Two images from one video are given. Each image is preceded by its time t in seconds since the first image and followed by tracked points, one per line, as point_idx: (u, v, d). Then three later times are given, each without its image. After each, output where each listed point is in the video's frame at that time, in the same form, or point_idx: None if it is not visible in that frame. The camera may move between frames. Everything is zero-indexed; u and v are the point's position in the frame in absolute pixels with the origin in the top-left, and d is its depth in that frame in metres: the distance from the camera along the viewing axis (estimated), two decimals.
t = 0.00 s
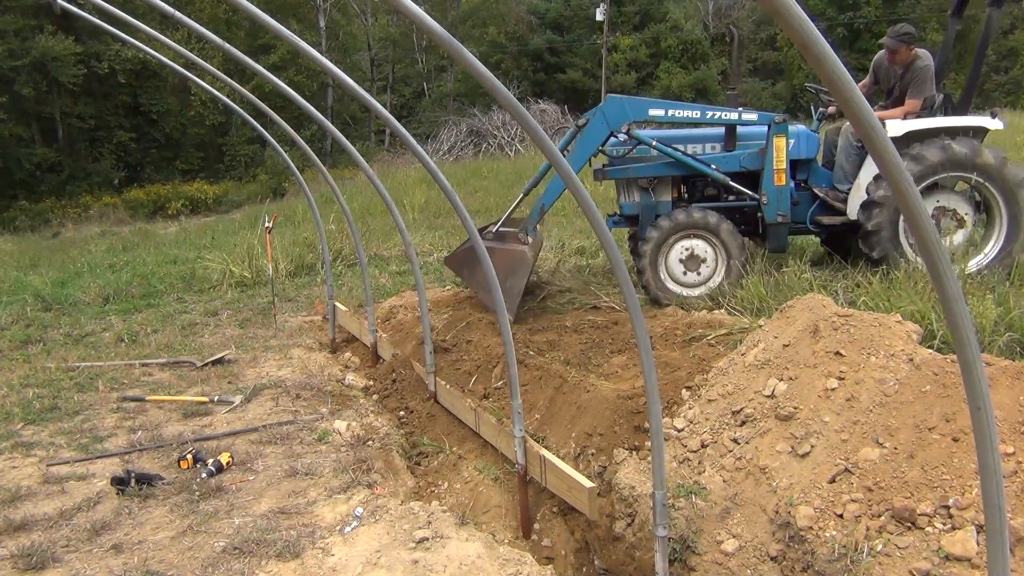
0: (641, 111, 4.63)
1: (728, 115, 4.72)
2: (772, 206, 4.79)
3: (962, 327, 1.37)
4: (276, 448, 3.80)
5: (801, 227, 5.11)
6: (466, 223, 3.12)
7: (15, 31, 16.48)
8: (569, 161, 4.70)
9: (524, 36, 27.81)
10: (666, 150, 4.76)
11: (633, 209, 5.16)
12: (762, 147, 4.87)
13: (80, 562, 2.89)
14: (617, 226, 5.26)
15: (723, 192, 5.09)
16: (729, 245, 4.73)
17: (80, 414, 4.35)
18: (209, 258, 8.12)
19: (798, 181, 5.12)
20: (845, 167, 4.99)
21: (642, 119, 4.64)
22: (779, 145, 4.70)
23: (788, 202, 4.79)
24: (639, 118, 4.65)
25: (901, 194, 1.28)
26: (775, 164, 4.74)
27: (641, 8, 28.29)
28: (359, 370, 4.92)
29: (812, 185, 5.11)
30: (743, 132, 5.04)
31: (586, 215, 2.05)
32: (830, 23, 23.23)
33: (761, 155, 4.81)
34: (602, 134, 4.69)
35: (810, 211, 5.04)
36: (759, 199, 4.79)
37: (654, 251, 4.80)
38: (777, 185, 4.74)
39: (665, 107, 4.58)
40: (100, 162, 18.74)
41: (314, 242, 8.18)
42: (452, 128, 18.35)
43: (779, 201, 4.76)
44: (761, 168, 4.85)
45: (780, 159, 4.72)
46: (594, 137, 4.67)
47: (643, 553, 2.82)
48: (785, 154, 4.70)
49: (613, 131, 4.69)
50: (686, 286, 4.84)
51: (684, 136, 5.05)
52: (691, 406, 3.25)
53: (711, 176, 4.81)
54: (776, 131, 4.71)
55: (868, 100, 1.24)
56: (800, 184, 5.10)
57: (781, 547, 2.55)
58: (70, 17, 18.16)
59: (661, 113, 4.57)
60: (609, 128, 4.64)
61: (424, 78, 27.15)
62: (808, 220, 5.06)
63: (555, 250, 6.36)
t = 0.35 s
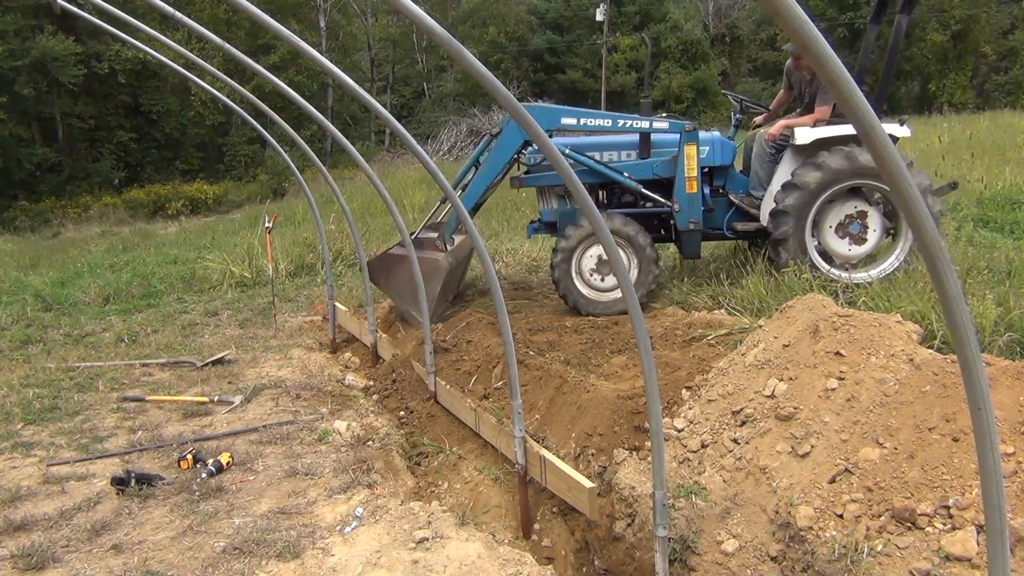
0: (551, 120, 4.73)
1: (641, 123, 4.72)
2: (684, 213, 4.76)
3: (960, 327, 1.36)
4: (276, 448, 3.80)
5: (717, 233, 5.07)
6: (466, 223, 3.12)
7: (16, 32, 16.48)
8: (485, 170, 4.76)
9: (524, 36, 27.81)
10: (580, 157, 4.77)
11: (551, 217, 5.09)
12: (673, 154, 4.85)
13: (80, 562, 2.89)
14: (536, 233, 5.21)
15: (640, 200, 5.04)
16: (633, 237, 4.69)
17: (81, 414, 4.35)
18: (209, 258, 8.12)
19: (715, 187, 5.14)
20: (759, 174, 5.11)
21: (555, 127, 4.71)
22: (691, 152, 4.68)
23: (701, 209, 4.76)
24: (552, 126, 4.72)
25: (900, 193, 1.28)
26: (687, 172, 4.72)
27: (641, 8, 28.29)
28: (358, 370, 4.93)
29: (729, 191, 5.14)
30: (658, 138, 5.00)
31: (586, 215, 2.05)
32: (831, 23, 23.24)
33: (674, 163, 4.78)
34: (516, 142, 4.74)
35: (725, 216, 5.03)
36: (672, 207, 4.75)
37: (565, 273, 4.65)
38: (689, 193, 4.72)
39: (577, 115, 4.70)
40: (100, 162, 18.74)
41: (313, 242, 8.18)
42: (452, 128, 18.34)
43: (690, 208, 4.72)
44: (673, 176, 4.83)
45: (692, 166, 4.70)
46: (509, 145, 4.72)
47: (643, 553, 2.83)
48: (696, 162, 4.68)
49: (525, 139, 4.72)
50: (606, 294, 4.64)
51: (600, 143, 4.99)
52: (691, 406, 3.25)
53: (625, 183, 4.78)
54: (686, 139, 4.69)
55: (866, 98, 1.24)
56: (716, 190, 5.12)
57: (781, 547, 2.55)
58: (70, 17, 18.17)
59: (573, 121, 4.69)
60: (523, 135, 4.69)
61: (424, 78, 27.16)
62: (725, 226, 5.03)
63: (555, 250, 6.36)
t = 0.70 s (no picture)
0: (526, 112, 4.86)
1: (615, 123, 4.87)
2: (658, 216, 4.95)
3: (961, 327, 1.37)
4: (276, 448, 3.80)
5: (693, 234, 5.21)
6: (466, 223, 3.12)
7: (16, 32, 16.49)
8: (455, 154, 4.91)
9: (524, 36, 27.82)
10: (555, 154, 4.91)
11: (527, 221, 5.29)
12: (647, 158, 5.04)
13: (80, 562, 2.89)
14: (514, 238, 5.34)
15: (616, 202, 5.16)
16: (591, 232, 4.68)
17: (81, 414, 4.35)
18: (209, 258, 8.12)
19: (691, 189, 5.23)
20: (734, 174, 5.11)
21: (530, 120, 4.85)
22: (664, 155, 4.86)
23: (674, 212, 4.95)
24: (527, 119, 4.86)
25: (900, 193, 1.28)
26: (660, 174, 4.91)
27: (642, 8, 28.29)
28: (358, 371, 4.93)
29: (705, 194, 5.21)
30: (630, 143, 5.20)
31: (588, 217, 2.05)
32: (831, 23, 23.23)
33: (647, 166, 4.97)
34: (488, 132, 4.88)
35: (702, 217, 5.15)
36: (646, 210, 4.94)
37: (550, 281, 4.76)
38: (663, 195, 4.90)
39: (552, 109, 4.82)
40: (100, 163, 18.74)
41: (313, 242, 8.18)
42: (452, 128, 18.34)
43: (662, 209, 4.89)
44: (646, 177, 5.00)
45: (665, 169, 4.89)
46: (480, 133, 4.86)
47: (643, 553, 2.83)
48: (668, 164, 4.87)
49: (500, 129, 4.88)
50: (593, 294, 4.72)
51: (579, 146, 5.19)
52: (691, 406, 3.25)
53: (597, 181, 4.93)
54: (659, 140, 4.87)
55: (867, 99, 1.24)
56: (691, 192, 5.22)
57: (781, 547, 2.55)
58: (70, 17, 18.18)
59: (547, 114, 4.80)
60: (495, 123, 4.85)
61: (424, 78, 27.11)
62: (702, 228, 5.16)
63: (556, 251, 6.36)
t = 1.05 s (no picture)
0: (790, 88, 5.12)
1: (880, 100, 4.92)
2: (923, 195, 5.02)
3: (961, 328, 1.37)
4: (276, 448, 3.80)
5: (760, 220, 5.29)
6: (466, 223, 3.12)
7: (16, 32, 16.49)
8: (715, 131, 5.37)
9: (524, 36, 27.81)
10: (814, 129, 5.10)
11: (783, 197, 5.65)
12: (913, 137, 5.09)
13: (80, 562, 2.90)
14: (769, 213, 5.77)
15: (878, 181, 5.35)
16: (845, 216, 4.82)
17: (81, 414, 4.35)
18: (209, 258, 8.12)
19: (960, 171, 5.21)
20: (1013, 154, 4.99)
21: (792, 95, 5.10)
22: (932, 134, 4.92)
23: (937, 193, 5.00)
24: (790, 94, 5.11)
25: (901, 195, 1.28)
26: (926, 154, 4.97)
27: (642, 8, 28.31)
28: (358, 371, 4.93)
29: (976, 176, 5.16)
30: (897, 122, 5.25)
31: (588, 217, 2.05)
32: (831, 23, 23.24)
33: (913, 146, 5.03)
34: (750, 107, 5.23)
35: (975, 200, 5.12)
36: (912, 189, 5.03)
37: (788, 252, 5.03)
38: (926, 175, 4.96)
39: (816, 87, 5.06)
40: (101, 163, 18.74)
41: (314, 242, 8.19)
42: (452, 128, 18.34)
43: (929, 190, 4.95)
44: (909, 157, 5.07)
45: (932, 148, 4.94)
46: (741, 109, 5.27)
47: (643, 553, 2.83)
48: (935, 145, 4.92)
49: (760, 105, 5.20)
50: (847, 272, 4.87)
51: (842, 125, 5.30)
52: (690, 406, 3.25)
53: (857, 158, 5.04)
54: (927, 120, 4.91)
55: (867, 98, 1.24)
56: (961, 175, 5.20)
57: (781, 547, 2.55)
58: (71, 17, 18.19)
59: (810, 91, 5.04)
60: (757, 100, 5.18)
61: (424, 78, 27.10)
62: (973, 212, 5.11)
63: (556, 251, 6.37)
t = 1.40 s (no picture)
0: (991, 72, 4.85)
1: None
2: None
3: (961, 329, 1.37)
4: (276, 448, 3.80)
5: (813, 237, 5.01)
6: (467, 223, 3.12)
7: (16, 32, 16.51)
8: (912, 118, 4.74)
9: (523, 36, 27.82)
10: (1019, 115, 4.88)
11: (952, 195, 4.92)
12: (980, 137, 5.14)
13: (80, 562, 2.89)
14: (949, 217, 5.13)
15: None
16: None
17: (81, 413, 4.35)
18: (209, 258, 8.12)
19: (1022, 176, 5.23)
20: None
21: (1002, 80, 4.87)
22: None
23: None
24: (999, 78, 4.86)
25: (900, 195, 1.28)
26: None
27: (641, 9, 28.33)
28: (358, 371, 4.93)
29: None
30: None
31: (589, 217, 2.05)
32: (831, 23, 23.25)
33: None
34: (952, 91, 4.76)
35: None
36: None
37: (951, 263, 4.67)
38: None
39: None
40: (101, 162, 18.74)
41: (314, 242, 8.19)
42: (452, 128, 18.34)
43: None
44: None
45: None
46: (944, 94, 4.75)
47: (643, 553, 2.82)
48: None
49: (964, 90, 4.78)
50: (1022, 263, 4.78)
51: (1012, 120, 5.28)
52: (690, 406, 3.25)
53: None
54: None
55: (868, 100, 1.24)
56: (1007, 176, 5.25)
57: (781, 548, 2.55)
58: (71, 17, 18.21)
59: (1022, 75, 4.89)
60: (962, 84, 4.75)
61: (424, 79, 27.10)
62: None
63: (556, 251, 6.37)
